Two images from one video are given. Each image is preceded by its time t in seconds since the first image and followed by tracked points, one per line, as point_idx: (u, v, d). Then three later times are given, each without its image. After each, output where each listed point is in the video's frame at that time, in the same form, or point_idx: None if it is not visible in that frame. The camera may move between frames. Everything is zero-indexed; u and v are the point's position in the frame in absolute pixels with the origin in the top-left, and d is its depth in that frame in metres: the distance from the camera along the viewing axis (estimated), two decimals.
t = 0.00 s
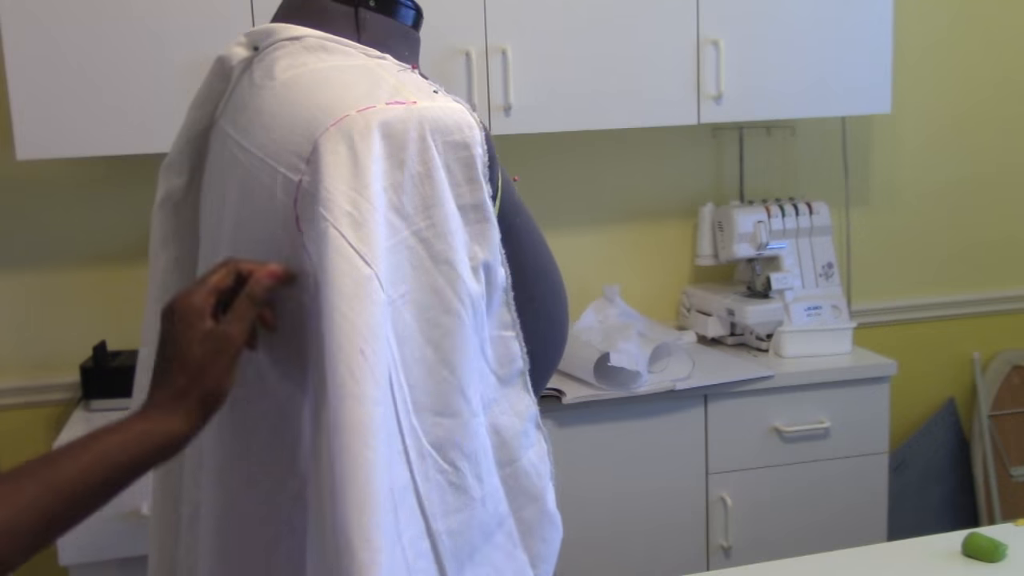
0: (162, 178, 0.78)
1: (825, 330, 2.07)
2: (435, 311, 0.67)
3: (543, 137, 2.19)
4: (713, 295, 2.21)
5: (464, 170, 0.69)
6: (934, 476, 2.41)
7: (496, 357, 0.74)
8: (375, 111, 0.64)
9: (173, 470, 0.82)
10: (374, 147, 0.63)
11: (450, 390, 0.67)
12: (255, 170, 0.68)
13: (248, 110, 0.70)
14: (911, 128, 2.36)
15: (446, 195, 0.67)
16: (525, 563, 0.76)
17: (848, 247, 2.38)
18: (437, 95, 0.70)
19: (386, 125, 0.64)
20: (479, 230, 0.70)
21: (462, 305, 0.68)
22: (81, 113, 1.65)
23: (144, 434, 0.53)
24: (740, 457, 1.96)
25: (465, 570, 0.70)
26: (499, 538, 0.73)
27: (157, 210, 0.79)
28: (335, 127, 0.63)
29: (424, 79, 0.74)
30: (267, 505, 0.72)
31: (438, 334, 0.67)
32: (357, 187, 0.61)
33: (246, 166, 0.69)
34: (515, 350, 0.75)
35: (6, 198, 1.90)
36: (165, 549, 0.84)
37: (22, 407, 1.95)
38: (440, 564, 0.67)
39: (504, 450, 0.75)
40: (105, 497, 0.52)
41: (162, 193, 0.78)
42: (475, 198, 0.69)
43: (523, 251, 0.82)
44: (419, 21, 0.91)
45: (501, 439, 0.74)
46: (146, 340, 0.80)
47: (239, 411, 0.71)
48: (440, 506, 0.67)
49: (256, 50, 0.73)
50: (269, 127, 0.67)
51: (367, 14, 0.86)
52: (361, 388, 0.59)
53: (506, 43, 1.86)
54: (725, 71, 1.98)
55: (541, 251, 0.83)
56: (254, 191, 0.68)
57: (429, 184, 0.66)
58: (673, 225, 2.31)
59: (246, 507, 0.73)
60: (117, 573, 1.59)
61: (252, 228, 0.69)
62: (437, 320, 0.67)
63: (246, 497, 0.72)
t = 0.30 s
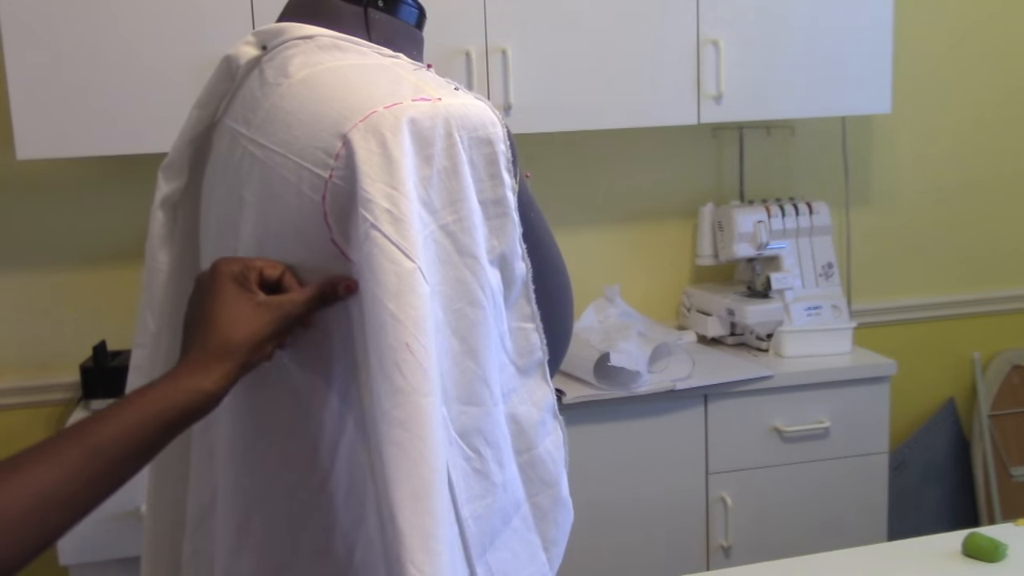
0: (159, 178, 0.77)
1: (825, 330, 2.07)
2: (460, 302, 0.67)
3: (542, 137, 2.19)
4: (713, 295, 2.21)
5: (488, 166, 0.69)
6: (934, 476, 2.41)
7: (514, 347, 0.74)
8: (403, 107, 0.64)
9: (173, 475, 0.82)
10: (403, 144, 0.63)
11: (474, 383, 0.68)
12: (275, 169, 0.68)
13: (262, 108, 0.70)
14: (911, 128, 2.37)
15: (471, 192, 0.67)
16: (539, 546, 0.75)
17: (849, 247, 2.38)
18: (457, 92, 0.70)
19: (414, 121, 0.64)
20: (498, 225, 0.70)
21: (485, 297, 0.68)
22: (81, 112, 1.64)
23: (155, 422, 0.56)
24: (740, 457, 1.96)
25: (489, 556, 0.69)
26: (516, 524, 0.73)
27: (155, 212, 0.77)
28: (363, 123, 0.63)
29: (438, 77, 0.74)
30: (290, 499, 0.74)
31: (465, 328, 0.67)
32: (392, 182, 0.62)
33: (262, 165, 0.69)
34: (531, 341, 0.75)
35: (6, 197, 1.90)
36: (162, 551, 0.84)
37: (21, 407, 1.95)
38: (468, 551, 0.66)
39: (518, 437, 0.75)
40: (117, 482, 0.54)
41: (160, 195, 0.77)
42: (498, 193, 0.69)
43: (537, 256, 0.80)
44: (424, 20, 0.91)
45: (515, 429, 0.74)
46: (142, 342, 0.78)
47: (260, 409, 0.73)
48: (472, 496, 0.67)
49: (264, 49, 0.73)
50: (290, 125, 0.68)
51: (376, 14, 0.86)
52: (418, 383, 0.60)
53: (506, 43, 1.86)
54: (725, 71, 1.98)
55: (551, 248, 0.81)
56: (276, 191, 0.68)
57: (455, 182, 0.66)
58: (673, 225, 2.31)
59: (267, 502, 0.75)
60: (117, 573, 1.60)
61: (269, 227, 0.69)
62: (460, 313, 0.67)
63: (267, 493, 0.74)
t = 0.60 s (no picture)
0: (157, 178, 0.77)
1: (825, 330, 2.07)
2: (457, 303, 0.67)
3: (542, 137, 2.19)
4: (713, 295, 2.21)
5: (488, 168, 0.68)
6: (934, 476, 2.41)
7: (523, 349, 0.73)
8: (404, 108, 0.65)
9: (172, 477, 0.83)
10: (403, 146, 0.63)
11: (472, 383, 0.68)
12: (276, 170, 0.68)
13: (262, 108, 0.70)
14: (911, 128, 2.36)
15: (470, 194, 0.67)
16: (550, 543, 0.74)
17: (849, 247, 2.38)
18: (458, 93, 0.70)
19: (413, 122, 0.64)
20: (500, 225, 0.70)
21: (483, 299, 0.68)
22: (81, 112, 1.64)
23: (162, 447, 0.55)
24: (740, 457, 1.96)
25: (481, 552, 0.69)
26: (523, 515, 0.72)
27: (153, 211, 0.78)
28: (363, 124, 0.64)
29: (439, 77, 0.73)
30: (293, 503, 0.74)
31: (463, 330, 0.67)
32: (392, 185, 0.62)
33: (260, 165, 0.69)
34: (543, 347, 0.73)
35: (5, 197, 1.90)
36: (160, 551, 0.84)
37: (22, 407, 1.95)
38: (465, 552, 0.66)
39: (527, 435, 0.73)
40: (120, 509, 0.53)
41: (157, 195, 0.77)
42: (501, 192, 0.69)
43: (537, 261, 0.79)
44: (422, 20, 0.91)
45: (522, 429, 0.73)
46: (140, 343, 0.79)
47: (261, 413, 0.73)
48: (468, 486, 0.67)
49: (263, 49, 0.73)
50: (290, 125, 0.68)
51: (375, 14, 0.86)
52: (421, 391, 0.60)
53: (506, 44, 1.86)
54: (725, 71, 1.98)
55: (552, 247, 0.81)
56: (276, 192, 0.68)
57: (455, 182, 0.66)
58: (673, 225, 2.31)
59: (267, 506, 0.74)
60: (116, 573, 1.59)
61: (268, 228, 0.69)
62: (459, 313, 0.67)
63: (268, 497, 0.74)
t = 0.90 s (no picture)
0: (152, 180, 0.78)
1: (825, 330, 2.07)
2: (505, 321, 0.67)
3: (542, 137, 2.19)
4: (713, 295, 2.21)
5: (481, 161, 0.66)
6: (934, 476, 2.40)
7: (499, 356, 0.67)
8: (393, 104, 0.64)
9: (167, 476, 0.84)
10: (388, 139, 0.63)
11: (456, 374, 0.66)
12: (270, 168, 0.68)
13: (254, 108, 0.70)
14: (911, 128, 2.36)
15: (460, 188, 0.65)
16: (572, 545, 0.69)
17: (849, 247, 2.38)
18: (449, 91, 0.69)
19: (402, 115, 0.64)
20: (492, 221, 0.67)
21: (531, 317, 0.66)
22: (81, 112, 1.65)
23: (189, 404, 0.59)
24: (740, 457, 1.96)
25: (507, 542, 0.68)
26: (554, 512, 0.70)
27: (147, 214, 0.78)
28: (356, 120, 0.64)
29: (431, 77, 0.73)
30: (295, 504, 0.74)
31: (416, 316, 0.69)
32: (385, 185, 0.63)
33: (252, 163, 0.69)
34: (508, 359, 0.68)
35: (6, 198, 1.90)
36: (157, 552, 0.85)
37: (23, 407, 1.95)
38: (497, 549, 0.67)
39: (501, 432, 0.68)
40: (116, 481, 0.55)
41: (151, 197, 0.78)
42: (491, 186, 0.66)
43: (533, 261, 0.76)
44: (413, 21, 0.91)
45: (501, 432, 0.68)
46: (135, 344, 0.80)
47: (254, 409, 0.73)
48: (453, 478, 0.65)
49: (255, 49, 0.73)
50: (282, 124, 0.68)
51: (366, 15, 0.86)
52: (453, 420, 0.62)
53: (506, 44, 1.86)
54: (725, 72, 1.98)
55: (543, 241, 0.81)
56: (269, 189, 0.68)
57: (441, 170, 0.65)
58: (673, 225, 2.31)
59: (268, 503, 0.75)
60: (117, 573, 1.60)
61: (262, 226, 0.70)
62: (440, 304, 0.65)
63: (269, 492, 0.75)
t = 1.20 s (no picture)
0: (159, 178, 0.78)
1: (825, 330, 2.07)
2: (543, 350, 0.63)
3: (542, 137, 2.19)
4: (713, 295, 2.21)
5: (499, 162, 0.67)
6: (933, 476, 2.41)
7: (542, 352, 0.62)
8: (414, 103, 0.64)
9: (172, 478, 0.84)
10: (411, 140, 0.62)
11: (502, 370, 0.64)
12: (286, 168, 0.68)
13: (268, 108, 0.70)
14: (911, 129, 2.37)
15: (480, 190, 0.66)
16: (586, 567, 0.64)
17: (849, 247, 2.38)
18: (464, 90, 0.69)
19: (427, 114, 0.63)
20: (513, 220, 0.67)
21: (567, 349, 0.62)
22: (82, 111, 1.64)
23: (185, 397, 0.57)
24: (740, 457, 1.96)
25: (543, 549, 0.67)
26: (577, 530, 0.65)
27: (154, 213, 0.78)
28: (377, 120, 0.63)
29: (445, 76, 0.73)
30: (304, 503, 0.73)
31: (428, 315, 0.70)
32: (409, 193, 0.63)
33: (267, 163, 0.69)
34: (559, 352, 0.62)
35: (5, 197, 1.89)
36: (160, 554, 0.84)
37: (21, 407, 1.95)
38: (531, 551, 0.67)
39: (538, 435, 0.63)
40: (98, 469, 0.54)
41: (158, 195, 0.78)
42: (509, 188, 0.67)
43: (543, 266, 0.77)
44: (422, 20, 0.91)
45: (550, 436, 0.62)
46: (141, 344, 0.81)
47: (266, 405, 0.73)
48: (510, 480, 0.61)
49: (268, 49, 0.72)
50: (298, 125, 0.68)
51: (378, 15, 0.86)
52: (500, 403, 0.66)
53: (506, 43, 1.86)
54: (725, 72, 1.98)
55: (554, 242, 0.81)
56: (285, 189, 0.68)
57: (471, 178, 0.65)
58: (673, 225, 2.31)
59: (278, 505, 0.74)
60: (115, 574, 1.59)
61: (278, 227, 0.69)
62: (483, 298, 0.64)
63: (281, 494, 0.73)
